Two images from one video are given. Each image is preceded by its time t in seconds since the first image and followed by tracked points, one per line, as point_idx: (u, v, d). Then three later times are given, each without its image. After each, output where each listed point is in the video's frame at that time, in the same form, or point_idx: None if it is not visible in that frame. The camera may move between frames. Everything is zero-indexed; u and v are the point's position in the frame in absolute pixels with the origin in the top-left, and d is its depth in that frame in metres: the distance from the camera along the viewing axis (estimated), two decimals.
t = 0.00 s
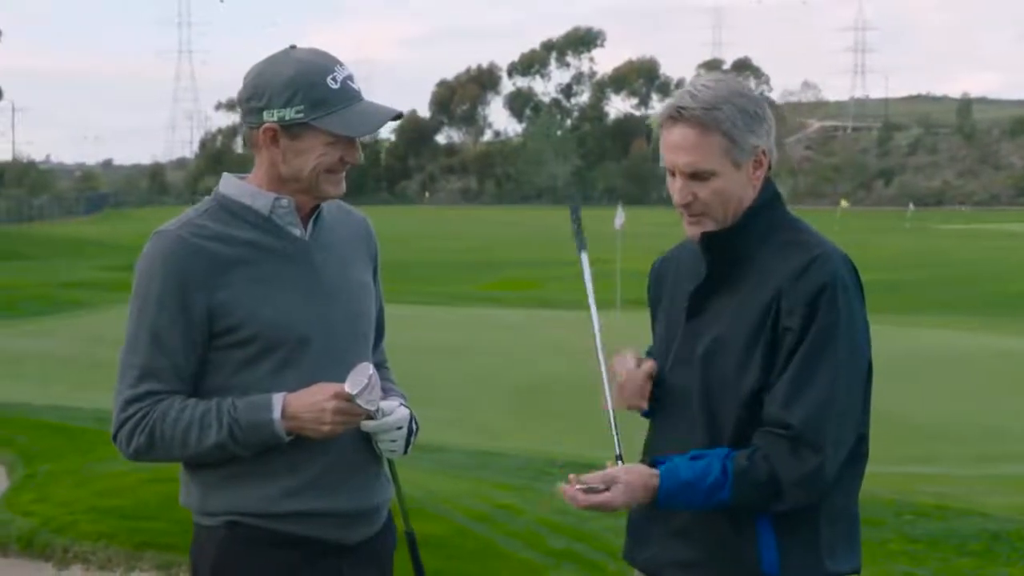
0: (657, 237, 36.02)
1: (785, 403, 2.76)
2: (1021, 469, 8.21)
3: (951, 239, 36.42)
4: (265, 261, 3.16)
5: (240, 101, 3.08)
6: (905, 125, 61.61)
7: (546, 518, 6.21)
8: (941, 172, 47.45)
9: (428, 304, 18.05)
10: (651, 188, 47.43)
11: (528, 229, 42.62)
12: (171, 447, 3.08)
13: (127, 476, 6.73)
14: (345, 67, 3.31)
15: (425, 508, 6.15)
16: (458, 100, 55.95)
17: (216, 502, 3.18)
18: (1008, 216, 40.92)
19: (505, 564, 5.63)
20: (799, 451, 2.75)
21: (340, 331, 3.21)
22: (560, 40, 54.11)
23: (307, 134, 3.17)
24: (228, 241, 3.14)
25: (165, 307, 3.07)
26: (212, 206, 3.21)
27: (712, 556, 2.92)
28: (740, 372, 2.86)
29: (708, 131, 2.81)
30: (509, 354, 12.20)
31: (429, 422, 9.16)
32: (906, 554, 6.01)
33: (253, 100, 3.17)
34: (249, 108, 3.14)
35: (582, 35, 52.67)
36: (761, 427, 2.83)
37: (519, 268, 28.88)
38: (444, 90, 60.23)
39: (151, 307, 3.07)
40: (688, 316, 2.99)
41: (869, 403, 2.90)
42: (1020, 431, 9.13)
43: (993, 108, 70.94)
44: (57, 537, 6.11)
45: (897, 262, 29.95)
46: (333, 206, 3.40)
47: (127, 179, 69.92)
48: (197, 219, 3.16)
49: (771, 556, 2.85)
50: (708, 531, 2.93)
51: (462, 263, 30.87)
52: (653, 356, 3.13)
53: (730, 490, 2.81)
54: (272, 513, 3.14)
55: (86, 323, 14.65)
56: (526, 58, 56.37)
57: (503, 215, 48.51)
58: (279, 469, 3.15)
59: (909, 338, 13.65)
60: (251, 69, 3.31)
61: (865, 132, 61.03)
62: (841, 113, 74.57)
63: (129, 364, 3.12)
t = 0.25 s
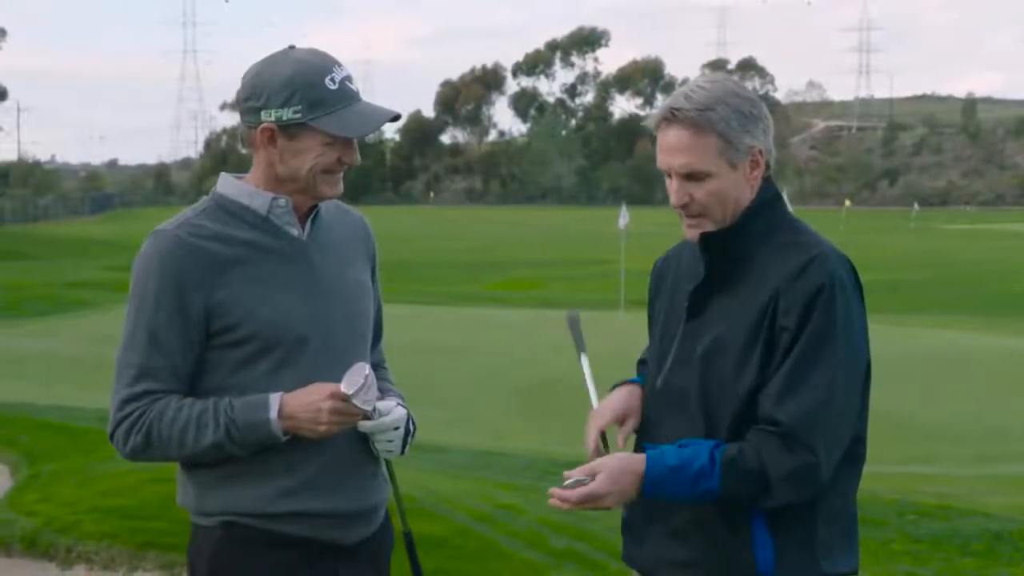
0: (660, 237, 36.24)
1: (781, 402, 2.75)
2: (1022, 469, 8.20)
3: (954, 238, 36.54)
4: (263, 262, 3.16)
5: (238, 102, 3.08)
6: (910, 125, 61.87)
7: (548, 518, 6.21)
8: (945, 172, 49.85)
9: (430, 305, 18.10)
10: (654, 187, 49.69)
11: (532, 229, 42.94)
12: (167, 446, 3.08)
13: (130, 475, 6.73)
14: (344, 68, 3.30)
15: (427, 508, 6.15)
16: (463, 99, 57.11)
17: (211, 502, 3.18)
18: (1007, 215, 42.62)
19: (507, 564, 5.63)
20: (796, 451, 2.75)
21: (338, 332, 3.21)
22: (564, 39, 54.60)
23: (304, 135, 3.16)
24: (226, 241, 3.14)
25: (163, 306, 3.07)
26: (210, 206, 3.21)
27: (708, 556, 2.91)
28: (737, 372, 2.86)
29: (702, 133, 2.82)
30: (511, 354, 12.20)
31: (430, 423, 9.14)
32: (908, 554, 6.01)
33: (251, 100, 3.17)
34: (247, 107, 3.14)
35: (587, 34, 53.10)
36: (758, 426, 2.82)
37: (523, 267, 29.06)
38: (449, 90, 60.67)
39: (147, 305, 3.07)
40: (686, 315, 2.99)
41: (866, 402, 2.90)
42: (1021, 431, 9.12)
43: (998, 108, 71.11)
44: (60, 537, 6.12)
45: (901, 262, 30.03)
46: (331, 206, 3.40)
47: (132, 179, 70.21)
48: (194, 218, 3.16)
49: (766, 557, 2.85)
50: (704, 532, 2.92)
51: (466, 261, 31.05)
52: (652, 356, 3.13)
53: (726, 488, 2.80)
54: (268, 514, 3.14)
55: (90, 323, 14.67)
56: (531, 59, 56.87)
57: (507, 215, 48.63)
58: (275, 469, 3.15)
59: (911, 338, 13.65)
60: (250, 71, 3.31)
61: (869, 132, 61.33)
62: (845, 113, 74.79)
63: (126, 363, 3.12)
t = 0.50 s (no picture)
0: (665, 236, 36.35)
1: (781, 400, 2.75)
2: None
3: (958, 238, 36.61)
4: (263, 261, 3.16)
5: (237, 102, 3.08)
6: (914, 126, 62.00)
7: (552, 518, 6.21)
8: (951, 172, 51.43)
9: (433, 305, 18.14)
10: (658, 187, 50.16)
11: (537, 228, 43.18)
12: (166, 446, 3.08)
13: (133, 474, 6.73)
14: (345, 70, 3.30)
15: (429, 508, 6.15)
16: (467, 100, 57.21)
17: (210, 502, 3.18)
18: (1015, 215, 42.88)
19: (510, 564, 5.63)
20: (797, 451, 2.74)
21: (337, 332, 3.21)
22: (569, 40, 54.81)
23: (303, 135, 3.16)
24: (225, 241, 3.15)
25: (162, 306, 3.07)
26: (209, 207, 3.20)
27: (707, 554, 2.91)
28: (737, 374, 2.86)
29: (699, 133, 2.82)
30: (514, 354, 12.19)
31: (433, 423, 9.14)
32: (912, 554, 6.00)
33: (251, 101, 3.17)
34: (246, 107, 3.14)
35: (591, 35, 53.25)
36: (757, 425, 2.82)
37: (528, 267, 29.17)
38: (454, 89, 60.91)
39: (146, 304, 3.07)
40: (683, 315, 2.98)
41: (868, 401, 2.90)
42: None
43: (1003, 108, 71.13)
44: (64, 537, 6.13)
45: (906, 261, 30.06)
46: (331, 206, 3.40)
47: (137, 179, 70.40)
48: (193, 218, 3.16)
49: (765, 556, 2.85)
50: (701, 532, 2.92)
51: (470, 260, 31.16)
52: (647, 358, 3.12)
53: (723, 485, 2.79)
54: (267, 514, 3.14)
55: (94, 323, 14.67)
56: (535, 59, 57.19)
57: (512, 216, 48.89)
58: (273, 468, 3.15)
59: (915, 338, 13.64)
60: (251, 70, 3.31)
61: (874, 132, 61.48)
62: (850, 113, 74.84)
63: (125, 363, 3.12)
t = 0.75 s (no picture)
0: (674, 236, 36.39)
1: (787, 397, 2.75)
2: None
3: (968, 238, 36.58)
4: (266, 261, 3.16)
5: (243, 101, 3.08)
6: (925, 125, 61.97)
7: (561, 518, 6.20)
8: (962, 172, 52.14)
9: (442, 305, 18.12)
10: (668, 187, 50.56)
11: (547, 228, 43.26)
12: (170, 446, 3.08)
13: (142, 474, 6.74)
14: (351, 71, 3.30)
15: (438, 508, 6.15)
16: (477, 99, 57.42)
17: (215, 502, 3.18)
18: None
19: (519, 564, 5.63)
20: (804, 447, 2.74)
21: (340, 331, 3.21)
22: (579, 39, 54.91)
23: (308, 135, 3.16)
24: (229, 241, 3.15)
25: (166, 306, 3.07)
26: (213, 206, 3.21)
27: (710, 553, 2.90)
28: (740, 371, 2.85)
29: (701, 130, 2.83)
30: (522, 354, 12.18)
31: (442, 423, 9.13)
32: (921, 554, 5.99)
33: (256, 100, 3.18)
34: (251, 108, 3.15)
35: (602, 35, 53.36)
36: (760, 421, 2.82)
37: (537, 267, 29.22)
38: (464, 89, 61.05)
39: (151, 302, 3.07)
40: (685, 314, 2.97)
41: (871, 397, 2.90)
42: None
43: (1015, 109, 70.98)
44: (73, 536, 6.14)
45: (917, 262, 30.01)
46: (336, 206, 3.40)
47: (147, 179, 70.59)
48: (197, 218, 3.17)
49: (769, 555, 2.84)
50: (706, 531, 2.90)
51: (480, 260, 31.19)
52: (646, 358, 3.12)
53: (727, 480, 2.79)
54: (272, 514, 3.14)
55: (104, 323, 14.68)
56: (545, 59, 57.35)
57: (523, 215, 48.94)
58: (278, 468, 3.15)
59: (924, 338, 13.60)
60: (257, 70, 3.32)
61: (884, 131, 61.46)
62: (860, 113, 74.75)
63: (129, 364, 3.12)
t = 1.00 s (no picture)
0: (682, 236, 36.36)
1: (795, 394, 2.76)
2: None
3: (977, 238, 36.52)
4: (268, 260, 3.17)
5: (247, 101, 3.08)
6: (933, 126, 61.94)
7: (566, 518, 6.19)
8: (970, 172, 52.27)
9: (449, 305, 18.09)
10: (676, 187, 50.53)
11: (555, 228, 43.25)
12: (172, 446, 3.07)
13: (148, 474, 6.73)
14: (354, 70, 3.29)
15: (443, 508, 6.14)
16: (485, 99, 57.38)
17: (217, 502, 3.18)
18: None
19: (525, 564, 5.62)
20: (806, 444, 2.73)
21: (342, 331, 3.21)
22: (586, 39, 54.98)
23: (310, 135, 3.16)
24: (232, 240, 3.15)
25: (168, 305, 3.07)
26: (217, 205, 3.21)
27: (709, 552, 2.89)
28: (740, 371, 2.85)
29: (703, 127, 2.82)
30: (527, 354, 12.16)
31: (446, 422, 9.12)
32: (928, 555, 5.98)
33: (260, 100, 3.17)
34: (255, 107, 3.14)
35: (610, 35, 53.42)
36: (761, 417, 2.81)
37: (544, 266, 29.26)
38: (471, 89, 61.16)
39: (153, 300, 3.08)
40: (683, 313, 2.97)
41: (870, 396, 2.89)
42: None
43: None
44: (78, 535, 6.14)
45: (926, 262, 29.97)
46: (338, 206, 3.40)
47: (155, 179, 70.65)
48: (201, 217, 3.17)
49: (771, 555, 2.83)
50: (706, 530, 2.90)
51: (487, 260, 31.16)
52: (645, 357, 3.12)
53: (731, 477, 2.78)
54: (274, 514, 3.14)
55: (110, 322, 14.69)
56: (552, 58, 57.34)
57: (531, 216, 48.93)
58: (280, 468, 3.15)
59: (930, 338, 13.57)
60: (260, 70, 3.31)
61: (893, 132, 61.44)
62: (869, 113, 74.73)
63: (132, 363, 3.13)
